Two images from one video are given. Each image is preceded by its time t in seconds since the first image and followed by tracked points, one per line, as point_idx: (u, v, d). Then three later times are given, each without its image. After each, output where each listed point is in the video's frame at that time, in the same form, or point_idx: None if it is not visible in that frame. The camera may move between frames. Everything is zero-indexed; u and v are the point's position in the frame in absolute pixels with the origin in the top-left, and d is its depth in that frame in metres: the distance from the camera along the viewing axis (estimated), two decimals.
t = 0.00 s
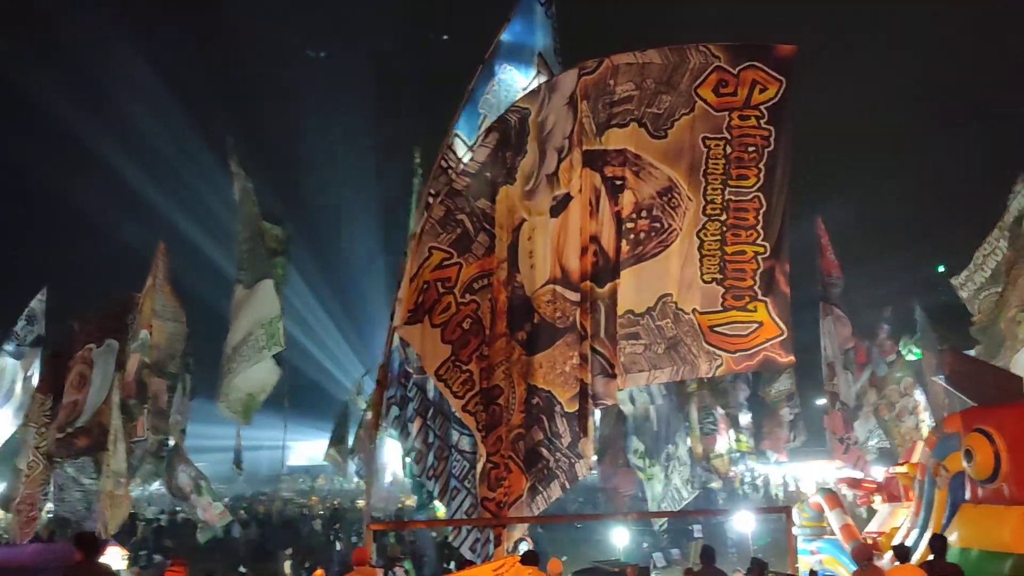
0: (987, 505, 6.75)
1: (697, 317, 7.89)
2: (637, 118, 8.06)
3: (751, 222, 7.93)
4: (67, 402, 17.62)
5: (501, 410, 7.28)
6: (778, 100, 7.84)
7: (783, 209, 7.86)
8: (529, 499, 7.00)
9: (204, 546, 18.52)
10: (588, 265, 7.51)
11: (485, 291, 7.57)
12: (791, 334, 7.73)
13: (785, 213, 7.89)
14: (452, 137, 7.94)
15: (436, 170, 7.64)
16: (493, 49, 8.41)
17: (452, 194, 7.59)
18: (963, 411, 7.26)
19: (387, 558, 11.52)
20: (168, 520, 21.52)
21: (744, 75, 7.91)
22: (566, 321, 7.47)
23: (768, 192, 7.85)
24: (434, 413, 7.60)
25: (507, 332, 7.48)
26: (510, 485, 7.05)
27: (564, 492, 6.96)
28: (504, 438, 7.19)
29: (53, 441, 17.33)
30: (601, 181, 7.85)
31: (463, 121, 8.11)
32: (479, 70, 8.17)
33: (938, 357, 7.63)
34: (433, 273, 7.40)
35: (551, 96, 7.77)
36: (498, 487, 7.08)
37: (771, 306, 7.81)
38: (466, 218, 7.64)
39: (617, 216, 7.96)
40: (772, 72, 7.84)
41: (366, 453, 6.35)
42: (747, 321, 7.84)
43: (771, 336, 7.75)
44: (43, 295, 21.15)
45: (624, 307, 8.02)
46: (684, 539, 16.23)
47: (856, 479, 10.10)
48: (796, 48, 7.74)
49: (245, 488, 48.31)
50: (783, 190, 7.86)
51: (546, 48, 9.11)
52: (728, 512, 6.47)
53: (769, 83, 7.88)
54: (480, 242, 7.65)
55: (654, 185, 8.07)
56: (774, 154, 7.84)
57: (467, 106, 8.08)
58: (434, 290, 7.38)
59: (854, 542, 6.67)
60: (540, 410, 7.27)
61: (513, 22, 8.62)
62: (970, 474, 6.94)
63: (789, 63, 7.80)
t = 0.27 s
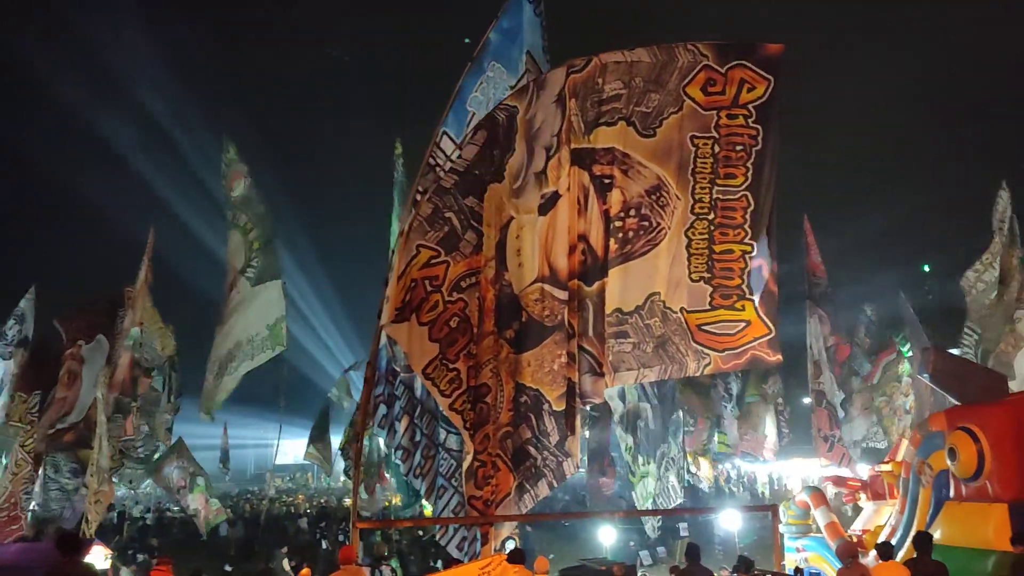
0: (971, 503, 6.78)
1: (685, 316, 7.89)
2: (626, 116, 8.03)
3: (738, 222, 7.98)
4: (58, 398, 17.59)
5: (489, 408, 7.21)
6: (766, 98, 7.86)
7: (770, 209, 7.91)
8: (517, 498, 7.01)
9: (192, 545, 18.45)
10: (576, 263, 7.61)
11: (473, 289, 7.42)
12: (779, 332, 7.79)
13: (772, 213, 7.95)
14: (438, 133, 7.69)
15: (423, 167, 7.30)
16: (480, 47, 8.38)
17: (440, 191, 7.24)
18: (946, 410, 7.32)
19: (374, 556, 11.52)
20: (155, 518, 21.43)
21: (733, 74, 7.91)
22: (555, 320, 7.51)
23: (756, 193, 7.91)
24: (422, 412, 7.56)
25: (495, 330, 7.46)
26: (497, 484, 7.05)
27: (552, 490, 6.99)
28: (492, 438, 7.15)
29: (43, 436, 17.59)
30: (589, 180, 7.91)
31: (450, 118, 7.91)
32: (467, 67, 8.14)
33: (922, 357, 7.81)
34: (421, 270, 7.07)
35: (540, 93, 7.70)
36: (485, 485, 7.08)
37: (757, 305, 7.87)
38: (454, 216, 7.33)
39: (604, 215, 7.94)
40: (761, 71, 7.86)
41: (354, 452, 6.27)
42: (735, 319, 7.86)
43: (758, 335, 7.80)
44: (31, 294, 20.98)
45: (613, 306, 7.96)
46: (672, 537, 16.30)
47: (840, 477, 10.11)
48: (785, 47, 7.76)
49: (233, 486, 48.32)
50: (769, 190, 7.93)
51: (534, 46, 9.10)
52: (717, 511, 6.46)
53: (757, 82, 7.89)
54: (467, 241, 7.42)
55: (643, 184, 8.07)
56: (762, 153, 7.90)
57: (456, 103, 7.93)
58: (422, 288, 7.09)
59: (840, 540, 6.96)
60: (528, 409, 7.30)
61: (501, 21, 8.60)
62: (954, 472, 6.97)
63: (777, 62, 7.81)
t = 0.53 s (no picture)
0: (957, 500, 6.82)
1: (676, 315, 7.88)
2: (615, 115, 8.03)
3: (728, 220, 8.01)
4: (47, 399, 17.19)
5: (478, 407, 7.22)
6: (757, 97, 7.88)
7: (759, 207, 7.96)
8: (506, 496, 6.99)
9: (181, 543, 18.35)
10: (566, 261, 7.57)
11: (462, 288, 7.41)
12: (768, 331, 7.82)
13: (761, 211, 7.99)
14: (428, 131, 7.66)
15: (412, 165, 7.31)
16: (470, 45, 8.35)
17: (430, 189, 7.26)
18: (933, 408, 7.36)
19: (363, 555, 11.52)
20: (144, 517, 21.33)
21: (723, 72, 7.93)
22: (545, 318, 7.50)
23: (746, 189, 7.98)
24: (412, 411, 7.53)
25: (484, 329, 7.49)
26: (487, 482, 7.05)
27: (542, 489, 6.95)
28: (482, 436, 7.15)
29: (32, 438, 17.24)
30: (579, 178, 7.85)
31: (440, 116, 7.89)
32: (456, 65, 8.13)
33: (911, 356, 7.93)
34: (410, 269, 7.06)
35: (529, 91, 7.66)
36: (475, 483, 7.07)
37: (748, 303, 7.88)
38: (443, 214, 7.32)
39: (595, 213, 7.92)
40: (750, 70, 7.90)
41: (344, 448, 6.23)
42: (725, 318, 7.87)
43: (748, 333, 7.81)
44: (22, 293, 20.85)
45: (603, 304, 7.93)
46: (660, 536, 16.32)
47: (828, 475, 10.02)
48: (774, 46, 7.78)
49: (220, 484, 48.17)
50: (759, 188, 8.00)
51: (523, 45, 9.09)
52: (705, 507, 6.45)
53: (747, 81, 7.91)
54: (458, 239, 7.41)
55: (633, 183, 8.07)
56: (752, 151, 7.96)
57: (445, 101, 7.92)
58: (411, 287, 7.06)
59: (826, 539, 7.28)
60: (517, 407, 7.30)
61: (490, 18, 8.57)
62: (941, 470, 7.02)
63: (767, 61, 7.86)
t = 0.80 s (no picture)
0: (946, 497, 6.84)
1: (666, 313, 7.90)
2: (607, 112, 8.02)
3: (719, 218, 8.01)
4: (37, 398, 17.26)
5: (468, 405, 7.21)
6: (748, 95, 7.89)
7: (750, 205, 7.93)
8: (498, 494, 7.02)
9: (172, 542, 18.25)
10: (557, 259, 7.60)
11: (453, 285, 7.36)
12: (759, 329, 7.81)
13: (752, 209, 7.98)
14: (419, 129, 7.65)
15: (402, 162, 7.31)
16: (460, 42, 8.34)
17: (421, 186, 7.25)
18: (922, 405, 7.37)
19: (352, 553, 11.51)
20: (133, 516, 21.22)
21: (714, 70, 7.92)
22: (536, 316, 7.50)
23: (736, 188, 7.96)
24: (401, 409, 7.30)
25: (475, 327, 7.42)
26: (478, 480, 7.05)
27: (533, 486, 7.00)
28: (472, 433, 7.14)
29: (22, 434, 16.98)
30: (570, 176, 7.87)
31: (430, 114, 7.86)
32: (446, 63, 8.08)
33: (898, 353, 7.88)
34: (400, 267, 7.03)
35: (519, 89, 7.66)
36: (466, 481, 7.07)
37: (738, 301, 7.90)
38: (434, 212, 7.30)
39: (586, 211, 7.95)
40: (742, 68, 7.90)
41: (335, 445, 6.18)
42: (717, 316, 7.89)
43: (739, 331, 7.82)
44: (14, 292, 20.78)
45: (595, 302, 7.96)
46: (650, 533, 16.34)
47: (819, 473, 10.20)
48: (766, 44, 7.78)
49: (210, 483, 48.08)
50: (751, 186, 7.99)
51: (514, 42, 9.07)
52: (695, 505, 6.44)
53: (738, 79, 7.92)
54: (448, 237, 7.37)
55: (624, 180, 8.05)
56: (743, 149, 7.96)
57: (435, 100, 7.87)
58: (401, 285, 7.04)
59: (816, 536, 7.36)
60: (508, 405, 7.32)
61: (480, 16, 8.57)
62: (930, 467, 7.04)
63: (758, 60, 7.85)
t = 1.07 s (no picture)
0: (935, 495, 6.86)
1: (658, 311, 7.90)
2: (598, 111, 7.99)
3: (710, 217, 8.01)
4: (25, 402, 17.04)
5: (460, 404, 7.17)
6: (738, 93, 7.92)
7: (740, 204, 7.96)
8: (488, 493, 7.04)
9: (162, 540, 18.17)
10: (548, 257, 7.61)
11: (443, 284, 7.32)
12: (750, 327, 7.82)
13: (742, 208, 7.99)
14: (409, 127, 7.56)
15: (392, 161, 7.16)
16: (450, 40, 8.31)
17: (411, 185, 7.16)
18: (910, 403, 7.38)
19: (342, 552, 11.48)
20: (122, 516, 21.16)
21: (705, 68, 7.93)
22: (527, 314, 7.50)
23: (727, 187, 7.98)
24: (392, 409, 7.13)
25: (466, 326, 7.41)
26: (468, 479, 7.06)
27: (524, 485, 7.03)
28: (463, 432, 7.13)
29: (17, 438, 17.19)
30: (561, 174, 7.84)
31: (421, 112, 7.81)
32: (437, 61, 8.03)
33: (888, 353, 7.96)
34: (390, 266, 7.02)
35: (510, 87, 7.65)
36: (456, 480, 7.06)
37: (730, 300, 7.90)
38: (424, 210, 7.26)
39: (576, 209, 7.89)
40: (732, 66, 7.92)
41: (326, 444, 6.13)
42: (707, 314, 7.89)
43: (730, 329, 7.82)
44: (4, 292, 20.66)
45: (586, 301, 7.90)
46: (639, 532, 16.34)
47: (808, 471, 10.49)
48: (757, 43, 7.81)
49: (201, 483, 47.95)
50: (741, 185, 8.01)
51: (504, 40, 9.04)
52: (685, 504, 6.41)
53: (729, 78, 7.95)
54: (438, 235, 7.34)
55: (615, 179, 8.03)
56: (734, 147, 7.97)
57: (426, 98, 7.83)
58: (391, 283, 7.03)
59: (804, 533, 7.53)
60: (499, 404, 7.32)
61: (470, 14, 8.53)
62: (918, 465, 7.08)
63: (749, 58, 7.88)
